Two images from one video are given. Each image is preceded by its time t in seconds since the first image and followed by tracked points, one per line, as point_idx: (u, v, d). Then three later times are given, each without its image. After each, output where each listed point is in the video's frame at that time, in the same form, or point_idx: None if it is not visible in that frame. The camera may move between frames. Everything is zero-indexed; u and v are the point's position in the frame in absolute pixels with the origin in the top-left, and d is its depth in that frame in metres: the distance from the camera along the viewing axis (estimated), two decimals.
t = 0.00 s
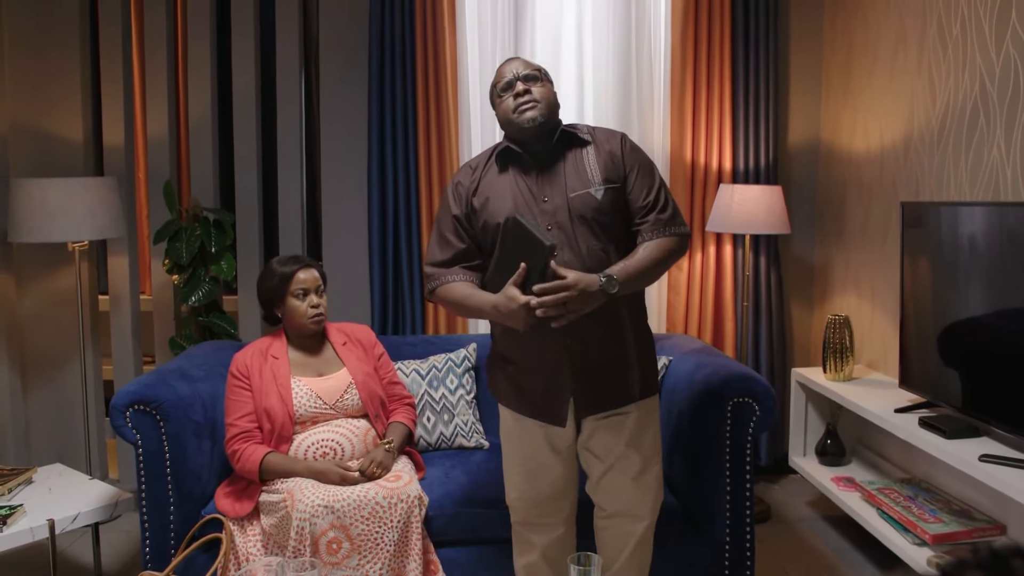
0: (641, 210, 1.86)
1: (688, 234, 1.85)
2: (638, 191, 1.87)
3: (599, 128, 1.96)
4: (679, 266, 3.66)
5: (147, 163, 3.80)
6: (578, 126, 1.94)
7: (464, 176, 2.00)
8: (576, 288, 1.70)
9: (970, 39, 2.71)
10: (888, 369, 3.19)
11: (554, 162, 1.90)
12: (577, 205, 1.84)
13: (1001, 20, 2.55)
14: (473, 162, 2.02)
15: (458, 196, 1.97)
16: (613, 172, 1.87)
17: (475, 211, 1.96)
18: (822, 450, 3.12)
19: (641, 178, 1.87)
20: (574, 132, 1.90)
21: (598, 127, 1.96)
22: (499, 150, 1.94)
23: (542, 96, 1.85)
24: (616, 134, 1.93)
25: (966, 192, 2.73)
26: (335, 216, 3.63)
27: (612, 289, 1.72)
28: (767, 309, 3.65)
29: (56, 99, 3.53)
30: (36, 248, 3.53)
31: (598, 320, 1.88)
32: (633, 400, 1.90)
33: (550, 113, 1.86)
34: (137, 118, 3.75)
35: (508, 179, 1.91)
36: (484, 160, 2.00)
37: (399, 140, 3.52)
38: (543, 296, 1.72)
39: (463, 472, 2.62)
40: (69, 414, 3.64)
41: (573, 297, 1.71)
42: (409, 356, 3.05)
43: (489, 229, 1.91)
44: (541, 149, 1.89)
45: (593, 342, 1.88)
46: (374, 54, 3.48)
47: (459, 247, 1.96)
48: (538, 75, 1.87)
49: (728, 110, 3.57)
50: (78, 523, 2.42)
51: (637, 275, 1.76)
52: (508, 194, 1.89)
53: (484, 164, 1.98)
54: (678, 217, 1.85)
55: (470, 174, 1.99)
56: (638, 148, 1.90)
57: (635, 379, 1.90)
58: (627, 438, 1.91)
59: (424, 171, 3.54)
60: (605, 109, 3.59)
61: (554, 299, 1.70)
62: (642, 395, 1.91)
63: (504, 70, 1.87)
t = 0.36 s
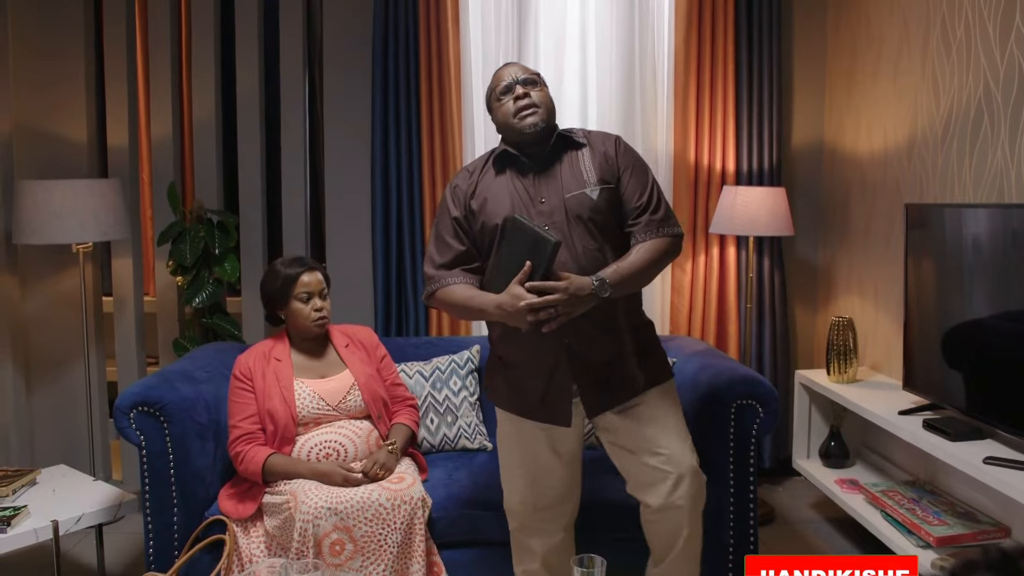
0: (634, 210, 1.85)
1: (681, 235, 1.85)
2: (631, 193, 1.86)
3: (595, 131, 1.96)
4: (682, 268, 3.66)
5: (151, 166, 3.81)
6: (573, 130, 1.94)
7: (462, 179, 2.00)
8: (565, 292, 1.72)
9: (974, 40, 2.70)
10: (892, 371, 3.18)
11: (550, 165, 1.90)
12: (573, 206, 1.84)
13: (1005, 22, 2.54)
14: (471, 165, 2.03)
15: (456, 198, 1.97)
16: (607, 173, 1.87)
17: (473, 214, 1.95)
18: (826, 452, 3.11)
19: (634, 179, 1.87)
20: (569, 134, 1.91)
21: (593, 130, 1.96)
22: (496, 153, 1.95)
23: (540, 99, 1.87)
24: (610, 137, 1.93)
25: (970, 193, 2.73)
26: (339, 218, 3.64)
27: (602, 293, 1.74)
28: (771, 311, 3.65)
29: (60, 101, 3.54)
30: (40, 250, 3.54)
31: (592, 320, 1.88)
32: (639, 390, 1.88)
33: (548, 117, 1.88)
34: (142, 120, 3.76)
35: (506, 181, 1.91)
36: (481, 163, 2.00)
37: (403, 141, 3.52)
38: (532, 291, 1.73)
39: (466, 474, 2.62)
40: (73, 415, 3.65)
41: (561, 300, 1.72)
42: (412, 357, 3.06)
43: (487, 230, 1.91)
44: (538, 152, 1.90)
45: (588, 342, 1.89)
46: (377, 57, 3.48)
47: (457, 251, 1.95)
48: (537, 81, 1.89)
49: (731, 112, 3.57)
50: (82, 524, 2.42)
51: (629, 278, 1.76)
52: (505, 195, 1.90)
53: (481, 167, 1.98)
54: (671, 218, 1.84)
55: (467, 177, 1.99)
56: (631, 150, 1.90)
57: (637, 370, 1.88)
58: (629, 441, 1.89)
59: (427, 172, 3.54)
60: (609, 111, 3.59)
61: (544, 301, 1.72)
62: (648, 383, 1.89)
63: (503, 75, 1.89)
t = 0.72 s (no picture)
0: (651, 208, 1.83)
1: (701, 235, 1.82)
2: (649, 192, 1.84)
3: (610, 132, 1.94)
4: (685, 269, 3.66)
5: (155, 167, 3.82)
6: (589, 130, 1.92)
7: (476, 179, 1.98)
8: (580, 293, 1.70)
9: (978, 41, 2.70)
10: (896, 373, 3.18)
11: (567, 165, 1.88)
12: (590, 206, 1.82)
13: (1009, 24, 2.54)
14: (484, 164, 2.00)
15: (470, 198, 1.95)
16: (624, 173, 1.85)
17: (488, 213, 1.93)
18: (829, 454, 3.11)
19: (653, 179, 1.85)
20: (585, 135, 1.89)
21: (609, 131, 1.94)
22: (512, 153, 1.93)
23: (558, 99, 1.84)
24: (627, 138, 1.91)
25: (974, 194, 2.72)
26: (342, 219, 3.64)
27: (618, 294, 1.72)
28: (774, 312, 3.65)
29: (64, 103, 3.55)
30: (43, 251, 3.54)
31: (615, 323, 1.83)
32: (643, 403, 1.84)
33: (567, 117, 1.85)
34: (145, 122, 3.76)
35: (522, 181, 1.89)
36: (495, 163, 1.98)
37: (406, 141, 3.52)
38: (547, 291, 1.72)
39: (468, 476, 2.62)
40: (76, 417, 3.65)
41: (576, 302, 1.70)
42: (415, 359, 3.06)
43: (502, 231, 1.89)
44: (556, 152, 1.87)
45: (603, 344, 1.83)
46: (381, 58, 3.48)
47: (473, 251, 1.95)
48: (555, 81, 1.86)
49: (735, 113, 3.57)
50: (85, 525, 2.42)
51: (645, 278, 1.74)
52: (521, 195, 1.87)
53: (496, 167, 1.95)
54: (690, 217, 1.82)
55: (482, 177, 1.96)
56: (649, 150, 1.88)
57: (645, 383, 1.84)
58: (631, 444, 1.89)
59: (430, 174, 3.54)
60: (612, 112, 3.58)
61: (559, 302, 1.70)
62: (653, 399, 1.85)
63: (520, 74, 1.86)
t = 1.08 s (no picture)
0: (681, 216, 1.81)
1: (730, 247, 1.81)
2: (683, 197, 1.82)
3: (644, 133, 1.92)
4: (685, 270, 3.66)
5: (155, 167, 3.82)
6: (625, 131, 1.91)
7: (506, 171, 1.94)
8: (607, 294, 1.67)
9: (979, 40, 2.69)
10: (897, 374, 3.17)
11: (601, 163, 1.86)
12: (621, 207, 1.81)
13: (1010, 24, 2.54)
14: (514, 156, 1.97)
15: (499, 190, 1.92)
16: (659, 176, 1.83)
17: (517, 207, 1.90)
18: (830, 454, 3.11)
19: (687, 185, 1.82)
20: (621, 134, 1.87)
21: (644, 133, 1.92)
22: (545, 148, 1.91)
23: (598, 96, 1.84)
24: (663, 140, 1.89)
25: (975, 194, 2.72)
26: (343, 219, 3.64)
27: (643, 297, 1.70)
28: (775, 312, 3.64)
29: (65, 103, 3.55)
30: (44, 251, 3.54)
31: (622, 323, 1.83)
32: (661, 408, 1.83)
33: (604, 116, 1.84)
34: (146, 122, 3.76)
35: (554, 176, 1.87)
36: (526, 156, 1.95)
37: (406, 141, 3.52)
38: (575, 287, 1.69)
39: (469, 476, 2.62)
40: (77, 417, 3.65)
41: (601, 301, 1.68)
42: (416, 359, 3.06)
43: (530, 226, 1.86)
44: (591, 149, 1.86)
45: (614, 345, 1.83)
46: (382, 58, 3.48)
47: (500, 244, 1.90)
48: (594, 78, 1.86)
49: (735, 112, 3.57)
50: (85, 525, 2.42)
51: (672, 283, 1.72)
52: (553, 191, 1.85)
53: (528, 159, 1.92)
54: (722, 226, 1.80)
55: (512, 169, 1.93)
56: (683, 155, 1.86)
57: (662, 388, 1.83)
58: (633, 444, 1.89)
59: (431, 174, 3.54)
60: (613, 112, 3.59)
61: (584, 300, 1.67)
62: (671, 403, 1.84)
63: (560, 68, 1.85)
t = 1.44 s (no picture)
0: (705, 216, 1.76)
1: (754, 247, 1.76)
2: (707, 196, 1.77)
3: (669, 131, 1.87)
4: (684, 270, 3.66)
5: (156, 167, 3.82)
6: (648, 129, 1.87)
7: (529, 169, 1.91)
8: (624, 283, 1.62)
9: (979, 40, 2.69)
10: (897, 374, 3.17)
11: (625, 163, 1.82)
12: (645, 207, 1.77)
13: (1010, 25, 2.54)
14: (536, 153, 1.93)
15: (523, 188, 1.88)
16: (684, 175, 1.79)
17: (541, 205, 1.86)
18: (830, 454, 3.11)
19: (711, 184, 1.78)
20: (645, 133, 1.83)
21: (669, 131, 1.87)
22: (568, 147, 1.87)
23: (622, 96, 1.79)
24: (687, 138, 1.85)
25: (975, 194, 2.72)
26: (343, 219, 3.64)
27: (663, 290, 1.64)
28: (775, 312, 3.64)
29: (65, 103, 3.55)
30: (44, 251, 3.54)
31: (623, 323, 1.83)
32: (687, 409, 1.82)
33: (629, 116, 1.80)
34: (145, 122, 3.77)
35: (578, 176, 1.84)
36: (549, 154, 1.91)
37: (406, 141, 3.52)
38: (596, 275, 1.63)
39: (469, 476, 2.62)
40: (77, 417, 3.65)
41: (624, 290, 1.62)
42: (416, 359, 3.06)
43: (554, 226, 1.83)
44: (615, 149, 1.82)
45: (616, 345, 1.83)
46: (382, 57, 3.48)
47: (525, 242, 1.85)
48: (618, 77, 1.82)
49: (735, 112, 3.57)
50: (86, 525, 2.42)
51: (693, 283, 1.67)
52: (577, 192, 1.82)
53: (552, 158, 1.89)
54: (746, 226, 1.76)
55: (535, 167, 1.90)
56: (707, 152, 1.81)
57: (688, 389, 1.83)
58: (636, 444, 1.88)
59: (431, 175, 3.54)
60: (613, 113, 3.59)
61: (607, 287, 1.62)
62: (695, 406, 1.84)
63: (582, 69, 1.80)
